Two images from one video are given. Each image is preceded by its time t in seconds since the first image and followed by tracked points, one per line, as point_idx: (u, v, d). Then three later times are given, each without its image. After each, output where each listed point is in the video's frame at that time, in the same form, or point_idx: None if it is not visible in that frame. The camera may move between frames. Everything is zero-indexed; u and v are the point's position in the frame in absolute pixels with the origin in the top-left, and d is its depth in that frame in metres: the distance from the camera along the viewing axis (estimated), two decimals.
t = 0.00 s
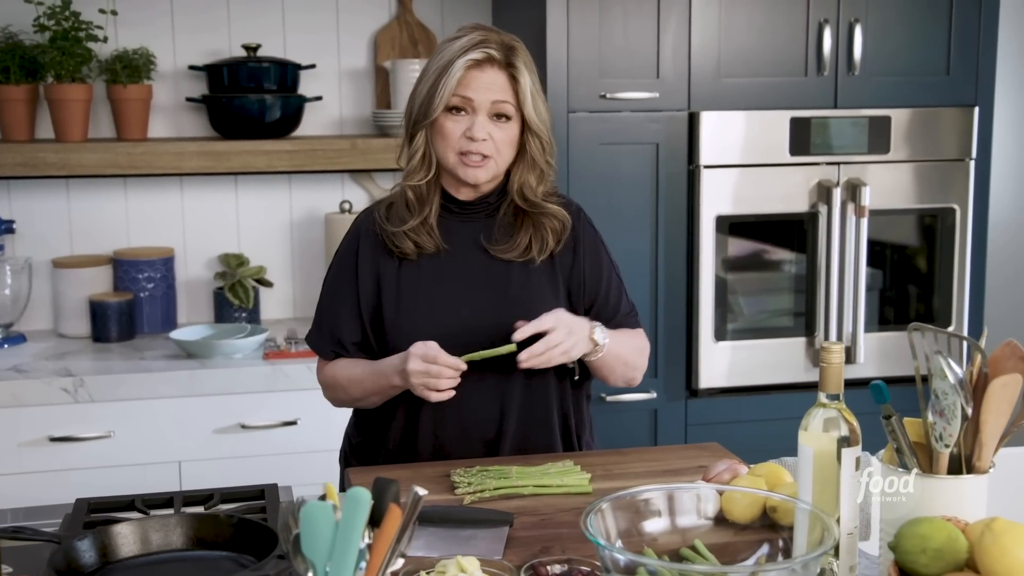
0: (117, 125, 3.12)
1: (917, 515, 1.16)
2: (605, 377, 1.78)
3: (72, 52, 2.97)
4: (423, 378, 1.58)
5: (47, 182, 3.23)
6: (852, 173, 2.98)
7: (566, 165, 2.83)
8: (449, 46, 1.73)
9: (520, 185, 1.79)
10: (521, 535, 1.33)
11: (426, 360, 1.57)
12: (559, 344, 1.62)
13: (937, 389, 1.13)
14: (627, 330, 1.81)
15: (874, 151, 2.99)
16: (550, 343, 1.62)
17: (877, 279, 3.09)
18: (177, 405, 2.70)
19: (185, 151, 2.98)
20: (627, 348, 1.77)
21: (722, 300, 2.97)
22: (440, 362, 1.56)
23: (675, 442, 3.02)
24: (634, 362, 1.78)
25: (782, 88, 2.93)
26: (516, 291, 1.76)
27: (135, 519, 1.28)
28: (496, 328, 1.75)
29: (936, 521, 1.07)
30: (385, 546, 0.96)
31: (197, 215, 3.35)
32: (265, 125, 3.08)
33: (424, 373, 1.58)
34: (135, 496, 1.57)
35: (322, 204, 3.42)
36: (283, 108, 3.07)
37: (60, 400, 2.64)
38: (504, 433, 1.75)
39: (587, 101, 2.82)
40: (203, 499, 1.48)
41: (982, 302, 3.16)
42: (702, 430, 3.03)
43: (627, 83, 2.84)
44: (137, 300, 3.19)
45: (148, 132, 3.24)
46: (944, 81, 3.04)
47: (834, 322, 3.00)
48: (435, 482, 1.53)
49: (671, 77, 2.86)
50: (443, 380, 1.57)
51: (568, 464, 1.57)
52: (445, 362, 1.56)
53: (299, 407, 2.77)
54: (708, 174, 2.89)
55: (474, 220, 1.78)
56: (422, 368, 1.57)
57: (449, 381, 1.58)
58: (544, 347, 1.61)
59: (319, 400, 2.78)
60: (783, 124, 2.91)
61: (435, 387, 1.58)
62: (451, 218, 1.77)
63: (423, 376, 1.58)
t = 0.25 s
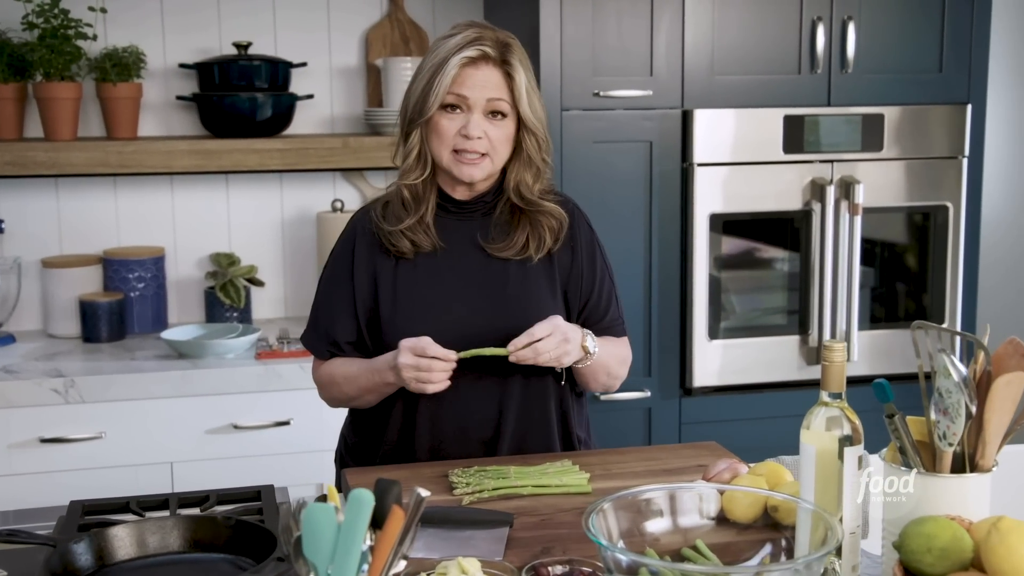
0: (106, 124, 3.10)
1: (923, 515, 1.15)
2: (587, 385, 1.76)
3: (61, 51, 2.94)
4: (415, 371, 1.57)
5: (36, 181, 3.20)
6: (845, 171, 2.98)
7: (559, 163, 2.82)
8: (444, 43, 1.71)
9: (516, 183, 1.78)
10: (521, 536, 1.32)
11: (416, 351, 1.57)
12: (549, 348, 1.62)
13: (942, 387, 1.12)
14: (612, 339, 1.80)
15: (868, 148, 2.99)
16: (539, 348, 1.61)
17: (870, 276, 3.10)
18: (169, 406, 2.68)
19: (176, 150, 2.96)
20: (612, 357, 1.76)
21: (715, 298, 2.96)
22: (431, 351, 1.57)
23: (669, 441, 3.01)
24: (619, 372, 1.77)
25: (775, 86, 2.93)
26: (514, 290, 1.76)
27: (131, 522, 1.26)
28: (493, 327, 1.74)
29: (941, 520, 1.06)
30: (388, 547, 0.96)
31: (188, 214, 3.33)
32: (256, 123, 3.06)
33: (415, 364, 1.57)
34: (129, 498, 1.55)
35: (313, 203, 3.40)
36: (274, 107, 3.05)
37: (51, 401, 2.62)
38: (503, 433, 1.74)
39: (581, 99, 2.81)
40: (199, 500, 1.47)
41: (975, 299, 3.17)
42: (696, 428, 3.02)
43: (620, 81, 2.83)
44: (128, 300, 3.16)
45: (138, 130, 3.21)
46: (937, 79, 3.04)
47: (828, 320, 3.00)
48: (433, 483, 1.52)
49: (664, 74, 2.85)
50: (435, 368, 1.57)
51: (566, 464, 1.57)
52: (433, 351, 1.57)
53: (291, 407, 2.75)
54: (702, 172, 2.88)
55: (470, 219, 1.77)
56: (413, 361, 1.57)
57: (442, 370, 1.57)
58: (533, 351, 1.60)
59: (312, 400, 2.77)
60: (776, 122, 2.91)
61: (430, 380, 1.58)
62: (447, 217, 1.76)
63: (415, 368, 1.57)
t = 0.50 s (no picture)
0: (96, 122, 3.07)
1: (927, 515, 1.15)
2: (588, 381, 1.76)
3: (50, 49, 2.91)
4: (403, 361, 1.57)
5: (24, 180, 3.18)
6: (839, 169, 2.97)
7: (553, 161, 2.81)
8: (439, 41, 1.70)
9: (513, 181, 1.77)
10: (522, 538, 1.31)
11: (401, 341, 1.57)
12: (551, 343, 1.62)
13: (947, 386, 1.11)
14: (612, 335, 1.79)
15: (862, 146, 2.99)
16: (540, 343, 1.60)
17: (863, 273, 3.10)
18: (161, 406, 2.66)
19: (167, 148, 2.94)
20: (613, 355, 1.75)
21: (710, 296, 2.96)
22: (417, 340, 1.56)
23: (663, 440, 3.01)
24: (619, 369, 1.76)
25: (769, 83, 2.92)
26: (512, 288, 1.74)
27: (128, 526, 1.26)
28: (492, 325, 1.73)
29: (947, 520, 1.05)
30: (391, 551, 0.94)
31: (178, 213, 3.30)
32: (247, 122, 3.04)
33: (403, 354, 1.56)
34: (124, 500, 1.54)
35: (305, 201, 3.38)
36: (266, 105, 3.03)
37: (42, 402, 2.60)
38: (501, 431, 1.73)
39: (574, 97, 2.80)
40: (195, 503, 1.46)
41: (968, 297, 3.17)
42: (690, 426, 3.02)
43: (614, 78, 2.82)
44: (118, 299, 3.14)
45: (128, 129, 3.19)
46: (930, 76, 3.04)
47: (822, 318, 3.00)
48: (431, 484, 1.51)
49: (658, 72, 2.85)
50: (422, 355, 1.56)
51: (565, 464, 1.56)
52: (419, 339, 1.56)
53: (284, 407, 2.74)
54: (696, 170, 2.88)
55: (467, 217, 1.76)
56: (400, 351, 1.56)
57: (430, 356, 1.56)
58: (534, 345, 1.60)
59: (306, 399, 2.75)
60: (770, 119, 2.91)
61: (421, 369, 1.57)
62: (444, 215, 1.75)
63: (403, 359, 1.56)
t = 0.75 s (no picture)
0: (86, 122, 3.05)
1: (931, 519, 1.14)
2: (578, 386, 1.75)
3: (40, 48, 2.89)
4: (404, 358, 1.55)
5: (13, 181, 3.15)
6: (833, 168, 2.97)
7: (546, 161, 2.80)
8: (430, 41, 1.69)
9: (508, 186, 1.75)
10: (523, 542, 1.30)
11: (402, 338, 1.55)
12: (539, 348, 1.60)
13: (953, 388, 1.10)
14: (604, 339, 1.79)
15: (855, 145, 2.99)
16: (527, 348, 1.59)
17: (857, 272, 3.10)
18: (153, 408, 2.64)
19: (158, 148, 2.92)
20: (603, 359, 1.74)
21: (703, 296, 2.96)
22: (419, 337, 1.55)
23: (658, 442, 3.00)
24: (610, 373, 1.75)
25: (762, 82, 2.92)
26: (510, 290, 1.73)
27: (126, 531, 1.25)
28: (489, 326, 1.72)
29: (953, 524, 1.05)
30: (395, 559, 0.93)
31: (169, 213, 3.28)
32: (238, 122, 3.02)
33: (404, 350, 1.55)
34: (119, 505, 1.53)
35: (296, 202, 3.37)
36: (257, 104, 3.01)
37: (33, 405, 2.57)
38: (499, 435, 1.72)
39: (568, 96, 2.79)
40: (191, 508, 1.46)
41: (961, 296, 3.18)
42: (685, 426, 3.01)
43: (607, 78, 2.81)
44: (109, 301, 3.12)
45: (118, 129, 3.17)
46: (923, 75, 3.04)
47: (816, 318, 3.00)
48: (430, 488, 1.50)
49: (652, 70, 2.84)
50: (424, 351, 1.54)
51: (564, 467, 1.55)
52: (422, 336, 1.55)
53: (278, 409, 2.72)
54: (690, 169, 2.87)
55: (462, 220, 1.74)
56: (401, 348, 1.55)
57: (431, 351, 1.55)
58: (520, 351, 1.58)
59: (299, 401, 2.74)
60: (764, 119, 2.90)
61: (423, 366, 1.55)
62: (438, 217, 1.74)
63: (405, 356, 1.55)
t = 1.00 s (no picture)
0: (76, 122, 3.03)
1: (934, 521, 1.14)
2: (576, 383, 1.72)
3: (29, 47, 2.87)
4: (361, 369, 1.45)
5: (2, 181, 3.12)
6: (826, 167, 2.97)
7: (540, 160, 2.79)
8: (429, 42, 1.68)
9: (507, 182, 1.76)
10: (525, 546, 1.29)
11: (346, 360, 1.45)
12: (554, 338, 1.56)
13: (958, 391, 1.10)
14: (602, 339, 1.77)
15: (848, 144, 2.99)
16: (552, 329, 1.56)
17: (851, 271, 3.10)
18: (145, 410, 2.63)
19: (149, 148, 2.90)
20: (603, 359, 1.72)
21: (697, 295, 2.96)
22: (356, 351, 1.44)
23: (652, 443, 3.00)
24: (608, 373, 1.73)
25: (756, 81, 2.92)
26: (507, 291, 1.72)
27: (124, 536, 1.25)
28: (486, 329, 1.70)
29: (958, 526, 1.04)
30: (399, 565, 0.93)
31: (160, 213, 3.26)
32: (230, 121, 3.00)
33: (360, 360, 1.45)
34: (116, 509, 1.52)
35: (288, 201, 3.35)
36: (249, 104, 2.99)
37: (24, 407, 2.55)
38: (497, 434, 1.71)
39: (562, 95, 2.79)
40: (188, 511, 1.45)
41: (954, 294, 3.18)
42: (679, 426, 3.01)
43: (601, 76, 2.81)
44: (100, 301, 3.09)
45: (109, 128, 3.15)
46: (916, 74, 3.05)
47: (810, 317, 3.00)
48: (428, 491, 1.49)
49: (646, 69, 2.83)
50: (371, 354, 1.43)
51: (564, 469, 1.54)
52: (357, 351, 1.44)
53: (271, 410, 2.71)
54: (684, 168, 2.87)
55: (461, 219, 1.73)
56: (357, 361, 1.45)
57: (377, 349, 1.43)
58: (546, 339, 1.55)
59: (292, 402, 2.72)
60: (758, 117, 2.90)
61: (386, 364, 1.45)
62: (438, 218, 1.73)
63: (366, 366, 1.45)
